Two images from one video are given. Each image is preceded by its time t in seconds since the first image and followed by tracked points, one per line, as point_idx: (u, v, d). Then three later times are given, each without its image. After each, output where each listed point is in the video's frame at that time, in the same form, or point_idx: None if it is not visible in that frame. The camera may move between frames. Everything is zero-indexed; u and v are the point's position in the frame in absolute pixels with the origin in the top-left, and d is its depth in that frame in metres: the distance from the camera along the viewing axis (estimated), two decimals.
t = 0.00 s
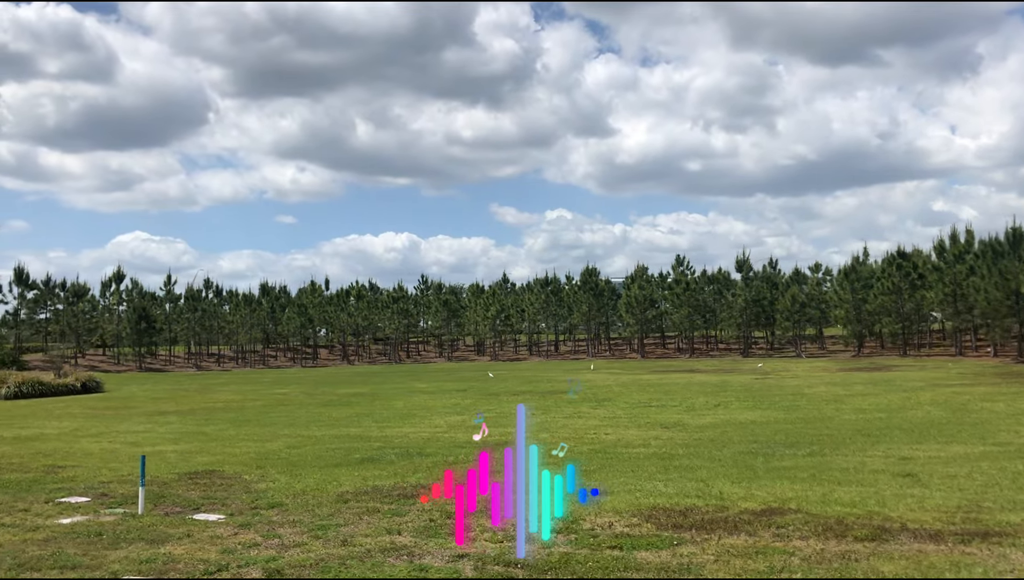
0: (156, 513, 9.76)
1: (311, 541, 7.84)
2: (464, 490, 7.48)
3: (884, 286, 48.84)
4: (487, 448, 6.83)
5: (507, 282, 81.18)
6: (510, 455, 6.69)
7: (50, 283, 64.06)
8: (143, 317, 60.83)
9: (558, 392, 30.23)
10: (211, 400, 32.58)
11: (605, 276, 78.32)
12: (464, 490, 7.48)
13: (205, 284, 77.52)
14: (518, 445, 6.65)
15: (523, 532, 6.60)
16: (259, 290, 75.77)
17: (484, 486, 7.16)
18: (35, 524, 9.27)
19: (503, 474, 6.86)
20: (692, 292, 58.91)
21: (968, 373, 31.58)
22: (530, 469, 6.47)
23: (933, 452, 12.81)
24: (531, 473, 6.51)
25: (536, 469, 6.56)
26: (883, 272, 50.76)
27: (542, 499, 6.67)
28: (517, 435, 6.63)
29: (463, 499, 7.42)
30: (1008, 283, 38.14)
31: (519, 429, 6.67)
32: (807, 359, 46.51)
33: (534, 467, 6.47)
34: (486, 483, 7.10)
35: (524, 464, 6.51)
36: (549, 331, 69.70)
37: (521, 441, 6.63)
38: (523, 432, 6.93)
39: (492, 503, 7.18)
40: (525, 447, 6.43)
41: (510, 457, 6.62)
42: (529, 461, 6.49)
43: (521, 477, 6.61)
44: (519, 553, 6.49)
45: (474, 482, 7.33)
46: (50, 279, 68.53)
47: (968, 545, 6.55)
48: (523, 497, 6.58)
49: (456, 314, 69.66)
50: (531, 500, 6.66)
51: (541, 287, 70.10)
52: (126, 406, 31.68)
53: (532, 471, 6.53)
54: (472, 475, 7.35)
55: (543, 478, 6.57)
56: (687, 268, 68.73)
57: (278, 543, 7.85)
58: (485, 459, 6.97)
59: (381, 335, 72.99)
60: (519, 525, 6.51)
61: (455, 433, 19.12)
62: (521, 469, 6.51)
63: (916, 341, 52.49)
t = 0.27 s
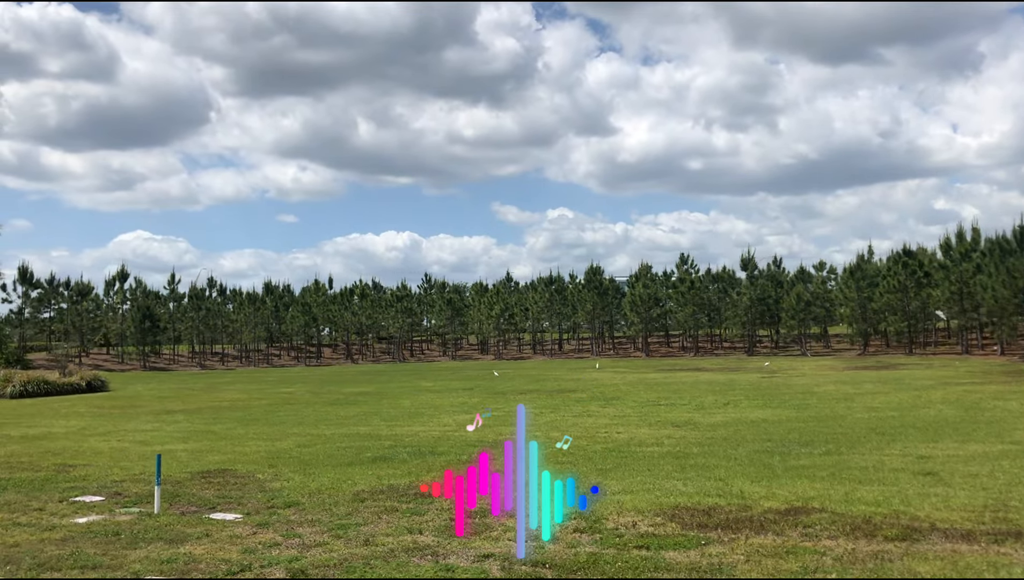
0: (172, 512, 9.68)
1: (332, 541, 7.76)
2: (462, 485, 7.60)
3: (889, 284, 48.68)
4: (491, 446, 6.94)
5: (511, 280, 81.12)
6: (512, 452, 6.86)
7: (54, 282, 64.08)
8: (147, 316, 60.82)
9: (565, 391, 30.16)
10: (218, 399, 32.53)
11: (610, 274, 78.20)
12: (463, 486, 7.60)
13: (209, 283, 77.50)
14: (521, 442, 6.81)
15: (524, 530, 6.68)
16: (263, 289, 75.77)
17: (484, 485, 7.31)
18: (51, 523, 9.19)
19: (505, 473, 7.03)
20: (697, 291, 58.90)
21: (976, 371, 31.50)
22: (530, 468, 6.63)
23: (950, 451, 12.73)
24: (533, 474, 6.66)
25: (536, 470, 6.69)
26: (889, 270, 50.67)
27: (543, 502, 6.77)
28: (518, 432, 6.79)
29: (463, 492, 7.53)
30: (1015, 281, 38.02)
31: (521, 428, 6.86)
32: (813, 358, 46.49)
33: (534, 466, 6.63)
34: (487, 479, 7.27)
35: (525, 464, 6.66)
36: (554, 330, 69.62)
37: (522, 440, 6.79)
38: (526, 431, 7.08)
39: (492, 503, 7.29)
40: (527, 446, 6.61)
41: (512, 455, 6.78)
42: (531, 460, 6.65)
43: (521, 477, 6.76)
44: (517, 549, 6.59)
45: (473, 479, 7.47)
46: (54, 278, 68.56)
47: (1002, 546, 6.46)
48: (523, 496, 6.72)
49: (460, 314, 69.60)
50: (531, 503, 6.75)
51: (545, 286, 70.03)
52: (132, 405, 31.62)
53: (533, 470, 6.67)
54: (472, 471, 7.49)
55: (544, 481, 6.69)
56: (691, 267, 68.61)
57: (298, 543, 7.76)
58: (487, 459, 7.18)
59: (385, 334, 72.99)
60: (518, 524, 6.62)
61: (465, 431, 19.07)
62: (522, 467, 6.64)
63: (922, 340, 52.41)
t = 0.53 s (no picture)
0: (189, 511, 9.59)
1: (353, 541, 7.68)
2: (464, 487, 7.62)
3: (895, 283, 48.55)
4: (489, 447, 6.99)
5: (515, 279, 81.03)
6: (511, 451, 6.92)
7: (58, 281, 64.08)
8: (151, 315, 60.80)
9: (573, 389, 30.08)
10: (224, 398, 32.46)
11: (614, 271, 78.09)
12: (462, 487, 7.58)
13: (212, 282, 77.45)
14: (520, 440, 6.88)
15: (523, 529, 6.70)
16: (267, 288, 75.72)
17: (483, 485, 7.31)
18: (67, 523, 9.10)
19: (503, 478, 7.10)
20: (702, 289, 58.85)
21: (984, 370, 31.41)
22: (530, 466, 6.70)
23: (968, 449, 12.63)
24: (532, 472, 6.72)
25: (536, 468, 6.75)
26: (895, 268, 50.54)
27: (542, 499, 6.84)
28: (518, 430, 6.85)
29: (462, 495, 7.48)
30: None
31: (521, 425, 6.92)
32: (819, 356, 46.38)
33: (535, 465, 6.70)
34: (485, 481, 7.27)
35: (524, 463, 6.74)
36: (558, 329, 69.53)
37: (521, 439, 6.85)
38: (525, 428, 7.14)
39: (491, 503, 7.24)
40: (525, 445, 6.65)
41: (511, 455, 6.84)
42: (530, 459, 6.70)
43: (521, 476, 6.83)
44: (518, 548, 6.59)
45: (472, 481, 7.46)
46: (58, 277, 68.54)
47: None
48: (523, 494, 6.78)
49: (464, 312, 69.56)
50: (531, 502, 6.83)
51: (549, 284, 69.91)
52: (138, 403, 31.55)
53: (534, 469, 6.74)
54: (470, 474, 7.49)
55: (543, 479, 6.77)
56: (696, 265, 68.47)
57: (319, 543, 7.67)
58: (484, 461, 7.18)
59: (388, 333, 72.94)
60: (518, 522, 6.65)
61: (475, 429, 19.00)
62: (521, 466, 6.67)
63: (927, 339, 52.31)
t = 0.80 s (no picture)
0: (205, 510, 9.50)
1: (375, 540, 7.59)
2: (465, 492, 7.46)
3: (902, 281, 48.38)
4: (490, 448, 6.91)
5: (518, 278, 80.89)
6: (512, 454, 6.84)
7: (62, 280, 64.03)
8: (155, 314, 60.73)
9: (580, 387, 29.99)
10: (230, 396, 32.39)
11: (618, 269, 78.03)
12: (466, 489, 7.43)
13: (215, 280, 77.35)
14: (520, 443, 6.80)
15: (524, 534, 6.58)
16: (271, 286, 75.61)
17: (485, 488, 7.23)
18: (83, 522, 9.03)
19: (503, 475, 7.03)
20: (707, 287, 58.74)
21: (993, 368, 31.29)
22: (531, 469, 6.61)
23: (988, 448, 12.53)
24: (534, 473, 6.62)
25: (536, 469, 6.63)
26: (901, 266, 50.37)
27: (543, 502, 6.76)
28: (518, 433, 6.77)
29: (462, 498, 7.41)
30: None
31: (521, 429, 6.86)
32: (824, 355, 46.30)
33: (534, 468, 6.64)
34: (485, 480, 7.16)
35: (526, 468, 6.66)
36: (563, 327, 69.44)
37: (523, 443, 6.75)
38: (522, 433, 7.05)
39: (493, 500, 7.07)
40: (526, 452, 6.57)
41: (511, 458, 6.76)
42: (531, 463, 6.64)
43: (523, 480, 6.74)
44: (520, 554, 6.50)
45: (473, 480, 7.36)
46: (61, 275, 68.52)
47: None
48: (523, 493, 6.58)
49: (468, 310, 69.47)
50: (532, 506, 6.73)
51: (554, 282, 69.76)
52: (144, 402, 31.47)
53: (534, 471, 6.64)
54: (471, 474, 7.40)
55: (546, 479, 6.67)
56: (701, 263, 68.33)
57: (341, 542, 7.59)
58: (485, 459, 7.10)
59: (392, 332, 72.86)
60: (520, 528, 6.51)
61: (486, 428, 18.91)
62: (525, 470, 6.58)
63: (933, 337, 52.17)
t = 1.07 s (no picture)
0: (227, 510, 9.39)
1: (404, 540, 7.49)
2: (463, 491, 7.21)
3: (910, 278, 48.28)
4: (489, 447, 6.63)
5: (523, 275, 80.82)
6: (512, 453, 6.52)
7: (67, 278, 64.05)
8: (161, 312, 60.75)
9: (590, 385, 29.90)
10: (238, 394, 32.30)
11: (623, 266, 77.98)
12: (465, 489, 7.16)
13: (220, 278, 77.29)
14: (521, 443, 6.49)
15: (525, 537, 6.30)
16: (276, 284, 75.60)
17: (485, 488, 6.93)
18: (104, 521, 8.92)
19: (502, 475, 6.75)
20: (714, 285, 58.66)
21: (1004, 365, 31.20)
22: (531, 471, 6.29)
23: (1013, 445, 12.40)
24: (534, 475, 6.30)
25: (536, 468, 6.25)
26: (909, 263, 50.24)
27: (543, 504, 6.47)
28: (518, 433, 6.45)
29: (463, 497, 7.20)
30: None
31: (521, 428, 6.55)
32: (833, 352, 46.20)
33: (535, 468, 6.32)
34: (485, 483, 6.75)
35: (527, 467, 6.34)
36: (568, 325, 69.47)
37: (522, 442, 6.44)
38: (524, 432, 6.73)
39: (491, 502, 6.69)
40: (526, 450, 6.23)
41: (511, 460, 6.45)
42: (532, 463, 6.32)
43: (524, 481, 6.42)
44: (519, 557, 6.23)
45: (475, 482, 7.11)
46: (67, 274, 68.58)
47: None
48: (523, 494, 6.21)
49: (473, 308, 69.46)
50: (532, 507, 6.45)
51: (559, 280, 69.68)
52: (152, 400, 31.39)
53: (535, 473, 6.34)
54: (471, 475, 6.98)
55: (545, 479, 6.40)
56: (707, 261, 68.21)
57: (370, 542, 7.47)
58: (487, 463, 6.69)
59: (397, 330, 72.85)
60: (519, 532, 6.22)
61: (500, 426, 18.80)
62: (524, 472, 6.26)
63: (941, 334, 52.07)
